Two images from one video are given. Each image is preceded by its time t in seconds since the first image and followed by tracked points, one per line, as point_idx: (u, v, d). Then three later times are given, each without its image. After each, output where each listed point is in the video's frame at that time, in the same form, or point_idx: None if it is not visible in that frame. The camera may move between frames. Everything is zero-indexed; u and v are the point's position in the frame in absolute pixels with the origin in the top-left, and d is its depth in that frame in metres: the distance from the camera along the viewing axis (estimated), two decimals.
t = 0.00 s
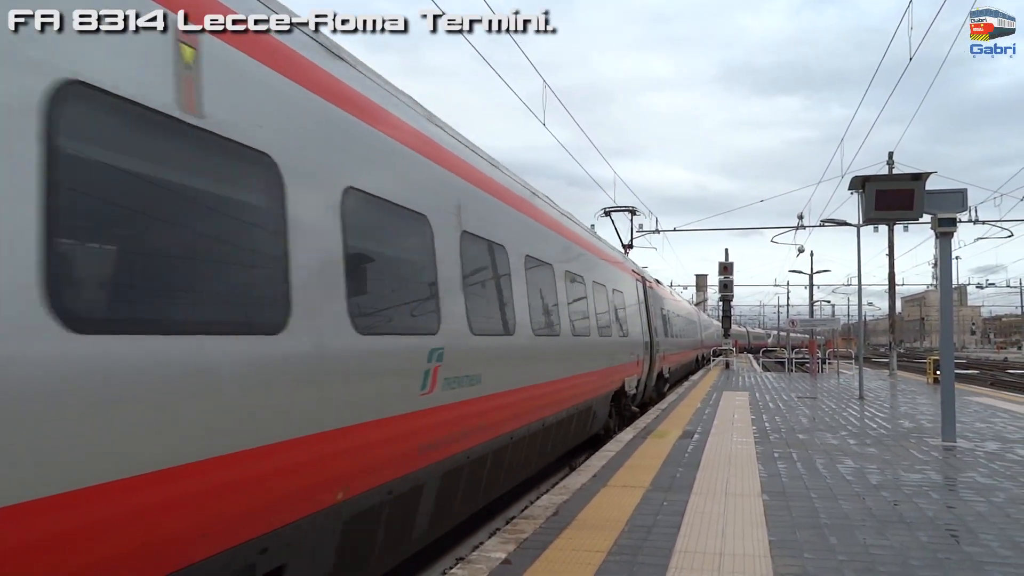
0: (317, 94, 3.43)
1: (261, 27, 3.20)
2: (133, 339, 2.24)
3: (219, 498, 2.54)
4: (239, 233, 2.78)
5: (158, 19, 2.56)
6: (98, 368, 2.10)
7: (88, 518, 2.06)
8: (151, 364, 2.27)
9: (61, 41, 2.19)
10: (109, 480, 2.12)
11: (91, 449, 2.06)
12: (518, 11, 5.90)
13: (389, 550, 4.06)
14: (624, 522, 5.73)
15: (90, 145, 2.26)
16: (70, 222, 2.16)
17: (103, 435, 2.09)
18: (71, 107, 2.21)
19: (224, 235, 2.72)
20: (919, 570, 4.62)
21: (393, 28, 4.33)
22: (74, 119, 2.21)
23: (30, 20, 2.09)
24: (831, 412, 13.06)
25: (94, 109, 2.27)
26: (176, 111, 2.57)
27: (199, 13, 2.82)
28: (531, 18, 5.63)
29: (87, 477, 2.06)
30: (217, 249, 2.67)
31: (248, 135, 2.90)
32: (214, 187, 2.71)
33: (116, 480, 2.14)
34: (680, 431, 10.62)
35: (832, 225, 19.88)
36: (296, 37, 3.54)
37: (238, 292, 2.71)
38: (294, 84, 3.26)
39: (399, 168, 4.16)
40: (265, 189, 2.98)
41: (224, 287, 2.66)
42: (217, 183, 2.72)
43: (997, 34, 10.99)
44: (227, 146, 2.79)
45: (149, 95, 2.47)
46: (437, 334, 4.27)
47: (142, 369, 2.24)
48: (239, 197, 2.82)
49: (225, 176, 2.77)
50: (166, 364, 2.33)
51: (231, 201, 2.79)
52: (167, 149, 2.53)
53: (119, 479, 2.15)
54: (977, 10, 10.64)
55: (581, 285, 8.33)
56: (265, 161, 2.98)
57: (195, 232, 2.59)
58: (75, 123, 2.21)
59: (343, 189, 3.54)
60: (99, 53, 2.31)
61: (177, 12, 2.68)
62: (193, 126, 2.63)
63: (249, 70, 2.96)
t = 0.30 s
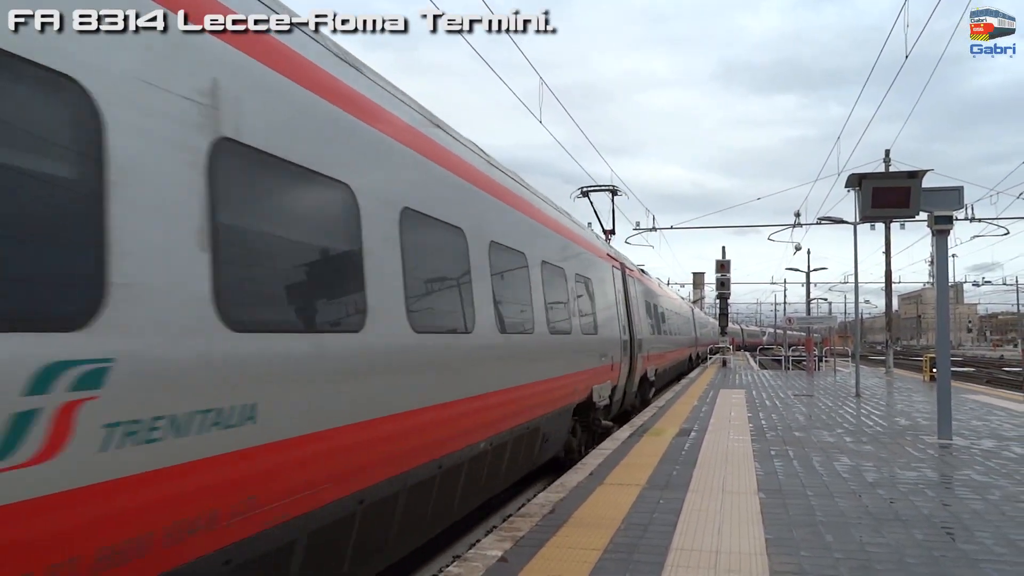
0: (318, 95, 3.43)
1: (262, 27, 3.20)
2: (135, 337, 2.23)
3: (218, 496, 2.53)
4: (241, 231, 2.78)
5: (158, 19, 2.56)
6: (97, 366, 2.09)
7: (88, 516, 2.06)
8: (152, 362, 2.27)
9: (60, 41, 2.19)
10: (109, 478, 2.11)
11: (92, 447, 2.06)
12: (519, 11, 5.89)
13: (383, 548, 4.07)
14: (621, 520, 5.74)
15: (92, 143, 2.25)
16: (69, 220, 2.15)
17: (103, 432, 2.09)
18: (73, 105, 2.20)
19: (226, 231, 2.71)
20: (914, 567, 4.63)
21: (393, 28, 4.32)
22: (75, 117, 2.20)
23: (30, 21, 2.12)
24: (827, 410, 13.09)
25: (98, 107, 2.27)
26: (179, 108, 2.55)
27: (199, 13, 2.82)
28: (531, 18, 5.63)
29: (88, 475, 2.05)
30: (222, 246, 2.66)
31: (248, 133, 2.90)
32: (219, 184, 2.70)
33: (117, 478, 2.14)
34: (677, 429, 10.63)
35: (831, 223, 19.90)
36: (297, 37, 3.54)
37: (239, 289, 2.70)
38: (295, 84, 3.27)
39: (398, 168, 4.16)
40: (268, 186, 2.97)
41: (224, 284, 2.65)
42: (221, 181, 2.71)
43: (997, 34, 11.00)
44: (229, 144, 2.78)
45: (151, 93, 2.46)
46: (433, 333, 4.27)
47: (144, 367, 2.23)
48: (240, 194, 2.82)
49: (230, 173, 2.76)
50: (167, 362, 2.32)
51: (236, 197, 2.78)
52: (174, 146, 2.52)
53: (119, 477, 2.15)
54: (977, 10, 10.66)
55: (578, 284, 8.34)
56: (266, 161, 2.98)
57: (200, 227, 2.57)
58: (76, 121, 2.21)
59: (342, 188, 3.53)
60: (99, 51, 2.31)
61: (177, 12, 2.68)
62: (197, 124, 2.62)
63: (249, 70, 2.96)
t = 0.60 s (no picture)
0: (318, 92, 3.43)
1: (262, 24, 3.20)
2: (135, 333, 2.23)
3: (214, 492, 2.54)
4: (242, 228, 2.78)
5: (158, 19, 2.54)
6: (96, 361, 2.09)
7: (84, 511, 2.06)
8: (151, 358, 2.26)
9: (60, 41, 2.18)
10: (107, 474, 2.12)
11: (89, 444, 2.06)
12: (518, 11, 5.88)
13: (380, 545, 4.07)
14: (619, 517, 5.74)
15: (94, 141, 2.25)
16: (70, 216, 2.15)
17: (102, 428, 2.09)
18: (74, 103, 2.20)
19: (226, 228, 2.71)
20: (912, 565, 4.64)
21: (393, 28, 4.31)
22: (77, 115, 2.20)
23: (30, 20, 2.10)
24: (825, 408, 13.11)
25: (101, 104, 2.26)
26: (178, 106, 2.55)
27: (198, 14, 2.79)
28: (531, 18, 5.61)
29: (87, 470, 2.06)
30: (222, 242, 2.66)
31: (249, 131, 2.89)
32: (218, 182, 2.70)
33: (114, 474, 2.14)
34: (674, 427, 10.64)
35: (828, 222, 19.91)
36: (297, 34, 3.54)
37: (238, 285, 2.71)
38: (296, 81, 3.27)
39: (397, 165, 4.16)
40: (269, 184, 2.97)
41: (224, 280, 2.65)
42: (221, 178, 2.71)
43: (997, 34, 10.99)
44: (230, 142, 2.78)
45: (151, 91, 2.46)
46: (432, 330, 4.26)
47: (143, 362, 2.23)
48: (240, 192, 2.81)
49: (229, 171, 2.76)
50: (166, 358, 2.32)
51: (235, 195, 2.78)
52: (173, 144, 2.52)
53: (116, 473, 2.15)
54: (976, 10, 10.66)
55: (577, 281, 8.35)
56: (266, 158, 2.98)
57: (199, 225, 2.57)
58: (77, 120, 2.20)
59: (341, 185, 3.52)
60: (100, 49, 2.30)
61: (177, 11, 2.65)
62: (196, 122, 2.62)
63: (249, 67, 2.95)
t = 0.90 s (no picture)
0: (320, 90, 3.44)
1: (265, 22, 3.21)
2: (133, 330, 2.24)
3: (210, 488, 2.55)
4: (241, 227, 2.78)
5: (158, 19, 2.53)
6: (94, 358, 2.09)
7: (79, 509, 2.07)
8: (149, 355, 2.27)
9: (61, 41, 2.17)
10: (103, 471, 2.13)
11: (87, 441, 2.07)
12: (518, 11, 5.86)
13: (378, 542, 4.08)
14: (616, 516, 5.74)
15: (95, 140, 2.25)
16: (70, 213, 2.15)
17: (98, 426, 2.10)
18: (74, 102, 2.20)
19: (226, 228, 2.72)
20: (908, 565, 4.65)
21: (393, 28, 4.30)
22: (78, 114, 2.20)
23: (30, 21, 2.09)
24: (822, 407, 13.12)
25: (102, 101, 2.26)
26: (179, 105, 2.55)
27: (199, 13, 2.78)
28: (531, 18, 5.60)
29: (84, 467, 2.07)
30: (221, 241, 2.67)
31: (250, 131, 2.90)
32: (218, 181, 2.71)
33: (110, 471, 2.15)
34: (672, 426, 10.65)
35: (826, 220, 19.92)
36: (299, 33, 3.55)
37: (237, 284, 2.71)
38: (298, 80, 3.27)
39: (397, 164, 4.16)
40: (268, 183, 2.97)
41: (223, 279, 2.66)
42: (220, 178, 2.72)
43: (997, 34, 10.99)
44: (230, 141, 2.78)
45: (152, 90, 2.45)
46: (432, 328, 4.28)
47: (141, 359, 2.24)
48: (239, 191, 2.81)
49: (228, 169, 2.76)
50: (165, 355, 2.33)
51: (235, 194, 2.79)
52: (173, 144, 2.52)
53: (112, 470, 2.16)
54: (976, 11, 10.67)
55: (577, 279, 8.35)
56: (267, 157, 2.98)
57: (199, 223, 2.58)
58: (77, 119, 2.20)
59: (342, 185, 3.53)
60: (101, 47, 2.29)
61: (177, 11, 2.65)
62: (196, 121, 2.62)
63: (250, 66, 2.95)
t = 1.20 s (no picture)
0: (321, 90, 3.46)
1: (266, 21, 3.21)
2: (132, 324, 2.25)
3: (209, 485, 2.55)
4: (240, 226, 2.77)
5: (158, 19, 2.52)
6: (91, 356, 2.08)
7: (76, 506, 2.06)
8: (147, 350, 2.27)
9: (61, 41, 2.17)
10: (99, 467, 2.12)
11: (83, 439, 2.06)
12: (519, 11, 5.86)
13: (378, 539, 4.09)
14: (614, 514, 5.75)
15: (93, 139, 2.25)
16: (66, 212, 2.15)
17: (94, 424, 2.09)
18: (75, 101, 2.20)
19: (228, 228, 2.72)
20: (906, 563, 4.66)
21: (393, 28, 4.29)
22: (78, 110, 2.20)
23: (30, 21, 2.08)
24: (820, 405, 13.14)
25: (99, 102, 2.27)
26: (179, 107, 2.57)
27: (198, 13, 2.77)
28: (530, 18, 5.60)
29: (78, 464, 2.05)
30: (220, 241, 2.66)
31: (249, 130, 2.89)
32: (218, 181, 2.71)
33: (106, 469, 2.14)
34: (670, 424, 10.67)
35: (824, 219, 19.95)
36: (300, 31, 3.55)
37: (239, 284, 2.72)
38: (300, 79, 3.28)
39: (397, 163, 4.17)
40: (270, 181, 2.97)
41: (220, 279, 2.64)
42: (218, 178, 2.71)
43: (997, 34, 11.00)
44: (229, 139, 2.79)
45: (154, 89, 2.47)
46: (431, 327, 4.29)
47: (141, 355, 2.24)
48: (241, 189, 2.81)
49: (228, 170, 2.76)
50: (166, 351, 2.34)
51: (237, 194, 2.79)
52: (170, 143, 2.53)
53: (109, 467, 2.15)
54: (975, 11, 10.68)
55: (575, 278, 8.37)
56: (269, 156, 2.98)
57: (196, 224, 2.58)
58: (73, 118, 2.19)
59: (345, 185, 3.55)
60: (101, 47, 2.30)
61: (178, 11, 2.63)
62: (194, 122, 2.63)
63: (251, 66, 2.96)
